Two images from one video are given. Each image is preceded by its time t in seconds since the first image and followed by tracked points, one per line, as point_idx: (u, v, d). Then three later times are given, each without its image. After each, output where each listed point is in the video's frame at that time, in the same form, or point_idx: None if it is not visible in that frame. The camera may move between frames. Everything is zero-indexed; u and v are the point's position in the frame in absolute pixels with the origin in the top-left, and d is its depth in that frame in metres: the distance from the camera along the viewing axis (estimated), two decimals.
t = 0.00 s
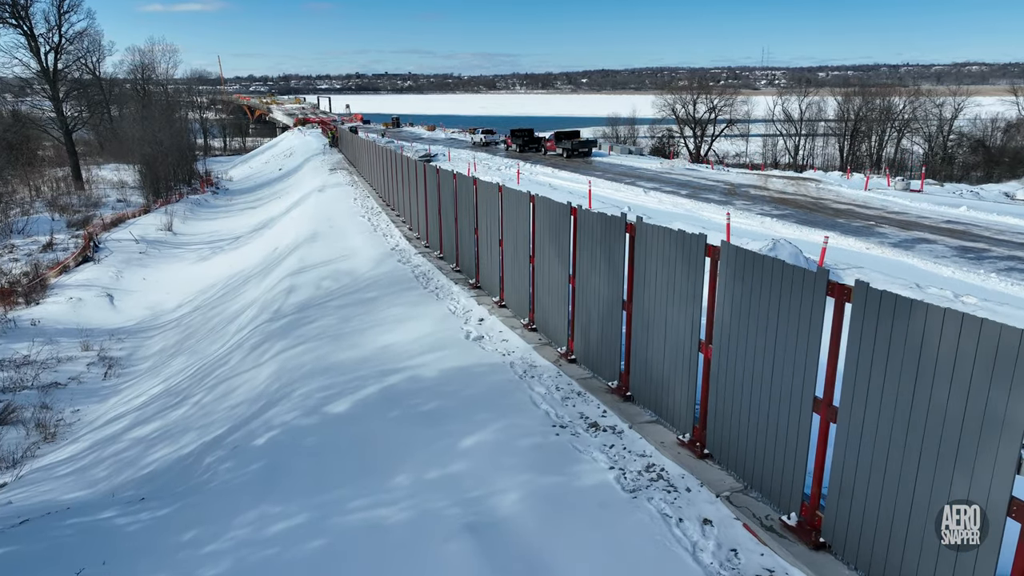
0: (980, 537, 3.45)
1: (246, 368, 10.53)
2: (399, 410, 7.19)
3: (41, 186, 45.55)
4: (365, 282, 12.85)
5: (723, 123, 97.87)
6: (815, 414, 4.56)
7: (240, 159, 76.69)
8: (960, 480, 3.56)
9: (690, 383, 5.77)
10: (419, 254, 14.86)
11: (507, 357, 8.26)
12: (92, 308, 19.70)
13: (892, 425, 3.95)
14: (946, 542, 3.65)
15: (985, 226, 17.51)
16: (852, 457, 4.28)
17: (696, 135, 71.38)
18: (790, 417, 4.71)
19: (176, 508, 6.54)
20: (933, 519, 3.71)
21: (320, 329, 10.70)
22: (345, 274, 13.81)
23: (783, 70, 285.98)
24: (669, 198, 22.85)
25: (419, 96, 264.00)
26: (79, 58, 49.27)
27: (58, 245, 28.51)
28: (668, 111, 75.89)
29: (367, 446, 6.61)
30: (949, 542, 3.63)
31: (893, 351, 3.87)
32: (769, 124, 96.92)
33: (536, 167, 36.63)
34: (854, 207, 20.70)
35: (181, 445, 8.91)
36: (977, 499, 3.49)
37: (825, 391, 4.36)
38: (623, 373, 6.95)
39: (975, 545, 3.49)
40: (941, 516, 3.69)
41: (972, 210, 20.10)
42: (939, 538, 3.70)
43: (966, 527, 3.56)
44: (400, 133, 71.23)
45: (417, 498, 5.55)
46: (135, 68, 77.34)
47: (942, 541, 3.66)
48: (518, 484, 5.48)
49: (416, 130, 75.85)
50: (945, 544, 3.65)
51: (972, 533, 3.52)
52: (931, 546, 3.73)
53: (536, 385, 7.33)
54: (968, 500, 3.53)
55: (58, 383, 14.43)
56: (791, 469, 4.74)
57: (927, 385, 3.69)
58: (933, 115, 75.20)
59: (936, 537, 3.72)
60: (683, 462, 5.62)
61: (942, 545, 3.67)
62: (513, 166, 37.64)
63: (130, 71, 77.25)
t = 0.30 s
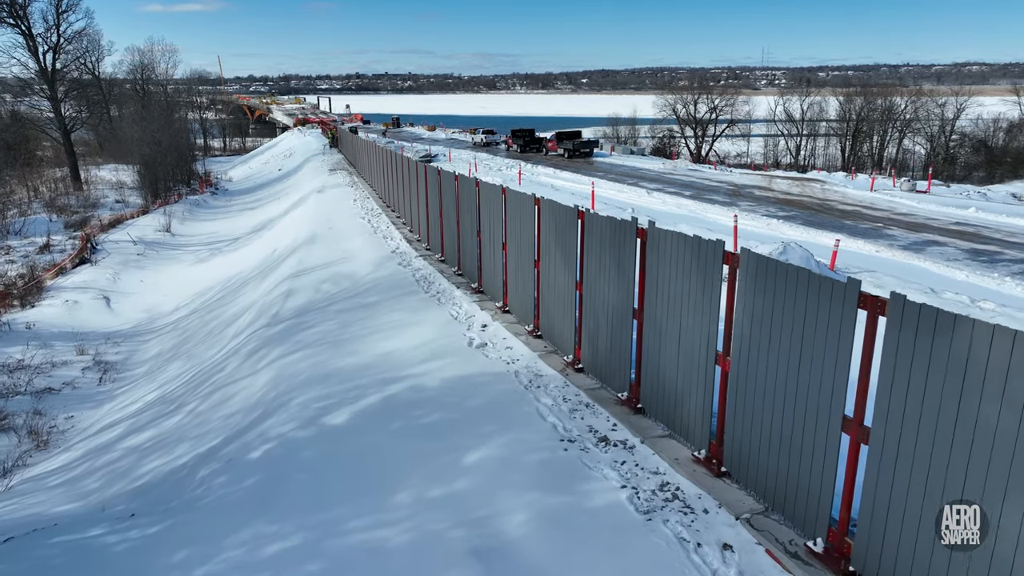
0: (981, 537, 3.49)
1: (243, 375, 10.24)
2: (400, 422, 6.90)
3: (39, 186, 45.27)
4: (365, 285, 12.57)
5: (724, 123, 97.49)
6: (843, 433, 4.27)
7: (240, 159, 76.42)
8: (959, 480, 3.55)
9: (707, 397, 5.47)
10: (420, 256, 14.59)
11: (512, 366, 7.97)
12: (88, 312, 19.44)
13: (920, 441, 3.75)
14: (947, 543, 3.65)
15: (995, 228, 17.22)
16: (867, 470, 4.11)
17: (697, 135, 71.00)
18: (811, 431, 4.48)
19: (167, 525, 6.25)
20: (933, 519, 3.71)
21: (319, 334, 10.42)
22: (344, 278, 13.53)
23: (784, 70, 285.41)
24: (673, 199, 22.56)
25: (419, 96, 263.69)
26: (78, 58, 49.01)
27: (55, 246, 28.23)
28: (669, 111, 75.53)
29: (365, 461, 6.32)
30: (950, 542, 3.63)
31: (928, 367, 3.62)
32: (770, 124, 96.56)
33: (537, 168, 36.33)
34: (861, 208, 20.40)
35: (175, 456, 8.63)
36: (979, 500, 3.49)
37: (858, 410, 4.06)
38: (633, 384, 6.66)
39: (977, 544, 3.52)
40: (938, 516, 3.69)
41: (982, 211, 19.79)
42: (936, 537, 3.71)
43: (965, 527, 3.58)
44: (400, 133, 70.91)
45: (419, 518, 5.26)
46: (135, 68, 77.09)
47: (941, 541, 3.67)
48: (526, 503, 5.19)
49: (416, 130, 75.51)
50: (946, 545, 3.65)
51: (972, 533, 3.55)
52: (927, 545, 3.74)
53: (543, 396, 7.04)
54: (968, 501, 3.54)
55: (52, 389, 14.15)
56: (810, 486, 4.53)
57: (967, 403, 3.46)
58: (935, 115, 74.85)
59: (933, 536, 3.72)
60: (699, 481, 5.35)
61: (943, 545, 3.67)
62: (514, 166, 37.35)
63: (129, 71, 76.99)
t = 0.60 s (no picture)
0: (979, 537, 3.43)
1: (238, 383, 9.96)
2: (399, 437, 6.62)
3: (37, 187, 44.98)
4: (364, 290, 12.31)
5: (725, 123, 97.13)
6: (875, 459, 4.01)
7: (239, 159, 76.10)
8: (964, 483, 3.46)
9: (723, 414, 5.20)
10: (420, 260, 14.33)
11: (515, 376, 7.68)
12: (84, 315, 19.18)
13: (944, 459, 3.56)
14: (947, 543, 3.58)
15: (1005, 230, 16.96)
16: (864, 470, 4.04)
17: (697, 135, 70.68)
18: (832, 448, 4.26)
19: (155, 545, 5.97)
20: (933, 519, 3.65)
21: (316, 341, 10.15)
22: (343, 282, 13.24)
23: (784, 70, 284.99)
24: (676, 201, 22.29)
25: (419, 96, 263.55)
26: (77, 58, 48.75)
27: (52, 248, 27.97)
28: (669, 111, 75.22)
29: (363, 478, 6.03)
30: (949, 542, 3.57)
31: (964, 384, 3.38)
32: (771, 125, 96.29)
33: (538, 168, 35.99)
34: (867, 210, 20.15)
35: (166, 468, 8.34)
36: (979, 499, 3.42)
37: (891, 435, 3.79)
38: (644, 398, 6.38)
39: (977, 545, 3.45)
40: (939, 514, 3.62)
41: (990, 213, 19.53)
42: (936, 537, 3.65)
43: (965, 527, 3.51)
44: (400, 134, 70.61)
45: (418, 543, 4.97)
46: (134, 68, 76.85)
47: (941, 541, 3.61)
48: (533, 527, 4.91)
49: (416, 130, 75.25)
50: (944, 543, 3.60)
51: (972, 533, 3.48)
52: (927, 543, 3.68)
53: (548, 409, 6.76)
54: (971, 501, 3.45)
55: (45, 395, 13.88)
56: (828, 504, 4.33)
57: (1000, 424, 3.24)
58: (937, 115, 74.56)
59: (933, 534, 3.66)
60: (716, 503, 5.07)
61: (944, 546, 3.60)
62: (514, 167, 37.10)
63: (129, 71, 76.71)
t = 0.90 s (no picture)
0: (981, 537, 3.38)
1: (233, 392, 9.66)
2: (400, 452, 6.32)
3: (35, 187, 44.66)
4: (363, 295, 12.01)
5: (726, 123, 96.69)
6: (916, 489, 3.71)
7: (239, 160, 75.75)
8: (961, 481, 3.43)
9: (744, 434, 4.89)
10: (420, 263, 14.04)
11: (520, 387, 7.38)
12: (79, 318, 18.90)
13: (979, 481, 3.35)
14: (946, 542, 3.54)
15: (1015, 233, 16.66)
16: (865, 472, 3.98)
17: (698, 136, 70.24)
18: (848, 463, 4.09)
19: (141, 568, 5.67)
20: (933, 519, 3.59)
21: (314, 348, 9.86)
22: (341, 286, 12.94)
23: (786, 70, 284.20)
24: (680, 202, 21.99)
25: (419, 96, 263.14)
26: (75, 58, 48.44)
27: (48, 249, 27.68)
28: (670, 111, 74.82)
29: (361, 497, 5.73)
30: (949, 542, 3.52)
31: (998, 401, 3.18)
32: (772, 125, 96.01)
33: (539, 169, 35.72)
34: (874, 212, 19.86)
35: (158, 481, 8.04)
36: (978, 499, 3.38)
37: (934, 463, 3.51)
38: (655, 413, 6.09)
39: (976, 545, 3.41)
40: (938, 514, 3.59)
41: (999, 215, 19.23)
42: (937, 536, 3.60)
43: (965, 527, 3.46)
44: (400, 134, 70.31)
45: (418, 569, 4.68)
46: (133, 68, 76.54)
47: (943, 541, 3.55)
48: (541, 553, 4.62)
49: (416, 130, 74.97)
50: (946, 544, 3.54)
51: (972, 533, 3.43)
52: (927, 546, 3.63)
53: (555, 423, 6.46)
54: (970, 500, 3.41)
55: (37, 401, 13.58)
56: (845, 521, 4.17)
57: None
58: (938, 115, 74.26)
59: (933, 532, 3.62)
60: (736, 529, 4.77)
61: (943, 545, 3.56)
62: (516, 167, 36.81)
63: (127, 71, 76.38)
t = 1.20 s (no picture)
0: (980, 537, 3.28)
1: (229, 402, 9.35)
2: (401, 469, 6.01)
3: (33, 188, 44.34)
4: (363, 300, 11.71)
5: (726, 123, 96.44)
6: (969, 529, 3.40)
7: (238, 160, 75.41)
8: (958, 479, 3.36)
9: (769, 457, 4.58)
10: (421, 267, 13.76)
11: (526, 399, 7.08)
12: (74, 322, 18.61)
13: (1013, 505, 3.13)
14: (945, 542, 3.44)
15: None
16: (870, 475, 3.93)
17: (699, 136, 69.90)
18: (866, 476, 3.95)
19: None
20: (932, 517, 3.51)
21: (312, 356, 9.56)
22: (340, 291, 12.64)
23: (786, 70, 283.94)
24: (684, 204, 21.68)
25: (419, 96, 262.77)
26: (73, 57, 48.12)
27: (44, 251, 27.37)
28: (671, 111, 74.47)
29: (360, 519, 5.42)
30: (948, 542, 3.42)
31: None
32: (773, 125, 95.72)
33: (541, 170, 35.45)
34: (882, 214, 19.57)
35: (150, 496, 7.72)
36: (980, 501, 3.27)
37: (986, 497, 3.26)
38: (671, 429, 5.79)
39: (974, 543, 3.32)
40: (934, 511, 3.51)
41: (1009, 217, 18.92)
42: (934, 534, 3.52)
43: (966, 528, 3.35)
44: (399, 134, 69.99)
45: None
46: (132, 69, 76.21)
47: (942, 542, 3.45)
48: None
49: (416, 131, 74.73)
50: (945, 545, 3.44)
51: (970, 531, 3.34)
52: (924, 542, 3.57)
53: (564, 439, 6.15)
54: (969, 500, 3.32)
55: (30, 408, 13.27)
56: (861, 537, 4.01)
57: None
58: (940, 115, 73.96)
59: (928, 529, 3.55)
60: (759, 558, 4.48)
61: (940, 544, 3.47)
62: (517, 168, 36.50)
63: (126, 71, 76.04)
